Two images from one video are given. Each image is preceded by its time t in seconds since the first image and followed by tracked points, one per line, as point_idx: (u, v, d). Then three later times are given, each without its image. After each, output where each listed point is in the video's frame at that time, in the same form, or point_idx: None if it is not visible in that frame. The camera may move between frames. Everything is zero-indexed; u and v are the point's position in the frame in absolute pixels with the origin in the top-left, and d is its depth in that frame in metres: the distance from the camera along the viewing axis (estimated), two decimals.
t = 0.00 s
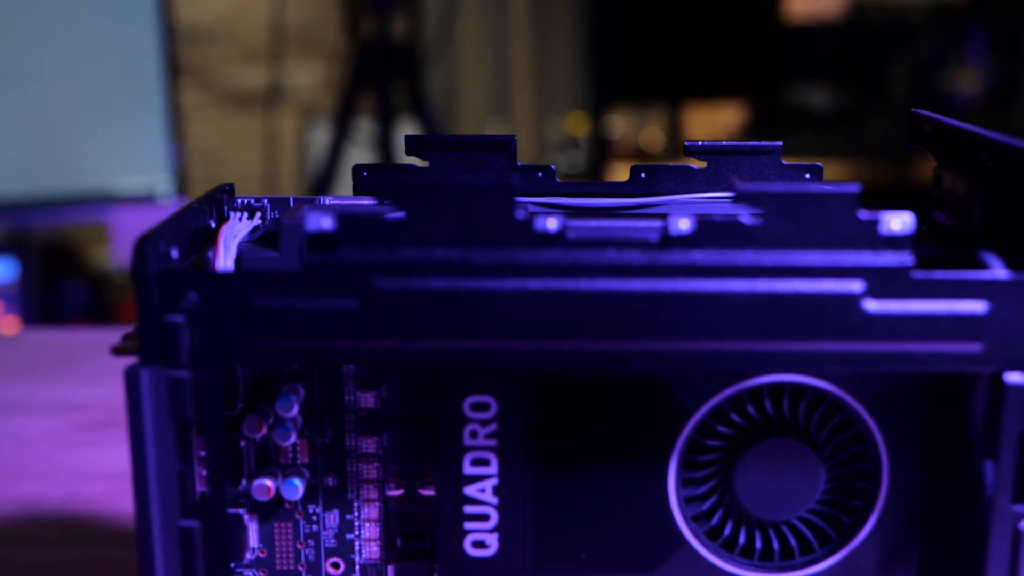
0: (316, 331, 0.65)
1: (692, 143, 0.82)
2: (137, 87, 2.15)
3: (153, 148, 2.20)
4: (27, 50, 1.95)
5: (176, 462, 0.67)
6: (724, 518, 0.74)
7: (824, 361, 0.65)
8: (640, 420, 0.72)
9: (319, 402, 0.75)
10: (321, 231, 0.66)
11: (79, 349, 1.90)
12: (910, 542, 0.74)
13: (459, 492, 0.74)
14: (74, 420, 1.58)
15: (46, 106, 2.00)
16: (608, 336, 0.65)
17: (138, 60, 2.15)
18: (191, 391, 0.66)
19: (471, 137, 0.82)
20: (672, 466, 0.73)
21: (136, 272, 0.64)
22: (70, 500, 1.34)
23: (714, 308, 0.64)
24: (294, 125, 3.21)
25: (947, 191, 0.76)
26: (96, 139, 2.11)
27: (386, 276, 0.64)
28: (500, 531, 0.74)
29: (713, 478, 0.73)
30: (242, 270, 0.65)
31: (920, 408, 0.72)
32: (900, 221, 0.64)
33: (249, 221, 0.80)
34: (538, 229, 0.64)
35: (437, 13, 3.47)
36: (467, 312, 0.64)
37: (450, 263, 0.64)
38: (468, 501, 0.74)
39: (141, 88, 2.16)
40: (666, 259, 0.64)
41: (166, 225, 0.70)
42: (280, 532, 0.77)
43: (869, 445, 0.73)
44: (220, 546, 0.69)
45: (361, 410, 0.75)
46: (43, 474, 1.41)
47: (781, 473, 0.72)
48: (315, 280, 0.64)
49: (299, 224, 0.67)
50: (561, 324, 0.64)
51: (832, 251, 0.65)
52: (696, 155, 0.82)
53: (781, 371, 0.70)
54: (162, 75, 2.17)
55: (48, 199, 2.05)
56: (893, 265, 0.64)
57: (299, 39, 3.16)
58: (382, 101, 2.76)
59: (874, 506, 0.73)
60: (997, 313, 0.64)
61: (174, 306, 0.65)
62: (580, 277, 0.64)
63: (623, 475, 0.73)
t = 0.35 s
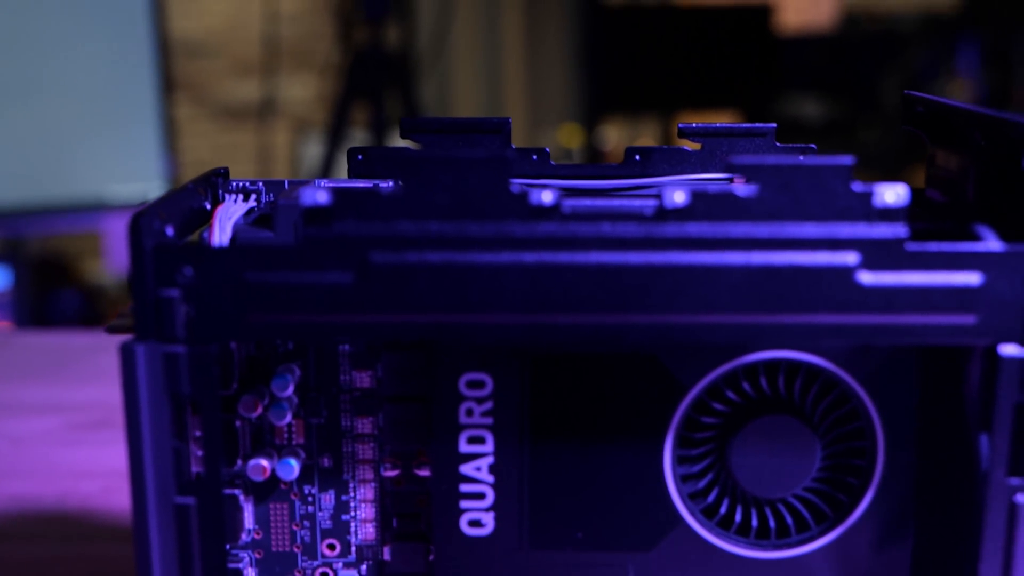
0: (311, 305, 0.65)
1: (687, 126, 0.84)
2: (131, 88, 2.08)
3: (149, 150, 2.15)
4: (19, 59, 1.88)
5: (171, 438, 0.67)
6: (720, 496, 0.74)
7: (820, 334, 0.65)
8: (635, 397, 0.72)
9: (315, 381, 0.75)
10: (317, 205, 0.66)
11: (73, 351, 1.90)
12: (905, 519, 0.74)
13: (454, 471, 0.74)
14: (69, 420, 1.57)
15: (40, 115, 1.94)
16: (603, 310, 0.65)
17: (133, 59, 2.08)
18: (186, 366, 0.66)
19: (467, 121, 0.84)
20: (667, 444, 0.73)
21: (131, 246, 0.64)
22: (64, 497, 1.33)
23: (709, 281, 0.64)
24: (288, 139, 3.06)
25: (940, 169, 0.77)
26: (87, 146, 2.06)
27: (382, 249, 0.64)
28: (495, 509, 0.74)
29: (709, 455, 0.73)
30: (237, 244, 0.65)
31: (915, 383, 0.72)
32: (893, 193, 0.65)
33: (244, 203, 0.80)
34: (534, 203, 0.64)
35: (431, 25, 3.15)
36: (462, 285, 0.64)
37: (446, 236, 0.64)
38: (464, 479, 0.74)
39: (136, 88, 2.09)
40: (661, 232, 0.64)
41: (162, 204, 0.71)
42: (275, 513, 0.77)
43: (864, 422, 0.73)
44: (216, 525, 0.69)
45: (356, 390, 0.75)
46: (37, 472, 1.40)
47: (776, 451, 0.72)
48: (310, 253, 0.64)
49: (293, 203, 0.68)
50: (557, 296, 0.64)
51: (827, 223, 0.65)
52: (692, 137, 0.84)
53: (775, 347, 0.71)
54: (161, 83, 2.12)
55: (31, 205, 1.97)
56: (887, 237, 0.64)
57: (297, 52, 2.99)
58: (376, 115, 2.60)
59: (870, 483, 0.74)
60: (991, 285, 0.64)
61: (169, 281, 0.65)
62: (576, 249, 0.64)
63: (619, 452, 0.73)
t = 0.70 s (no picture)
0: (307, 276, 0.65)
1: (681, 105, 0.85)
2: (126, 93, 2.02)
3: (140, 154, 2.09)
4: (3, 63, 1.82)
5: (168, 411, 0.67)
6: (716, 470, 0.74)
7: (815, 301, 0.65)
8: (633, 371, 0.72)
9: (310, 358, 0.75)
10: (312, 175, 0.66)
11: (64, 353, 1.89)
12: (902, 492, 0.75)
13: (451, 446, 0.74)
14: (62, 419, 1.57)
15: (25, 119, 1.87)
16: (597, 278, 0.65)
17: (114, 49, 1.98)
18: (182, 339, 0.66)
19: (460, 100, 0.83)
20: (664, 416, 0.73)
21: (126, 219, 0.64)
22: (58, 493, 1.33)
23: (704, 248, 0.64)
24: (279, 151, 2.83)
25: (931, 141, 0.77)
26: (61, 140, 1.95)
27: (377, 220, 0.64)
28: (492, 484, 0.74)
29: (705, 428, 0.74)
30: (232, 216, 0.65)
31: (909, 353, 0.72)
32: (887, 158, 0.65)
33: (238, 182, 0.81)
34: (530, 171, 0.66)
35: (422, 24, 2.85)
36: (457, 255, 0.64)
37: (441, 205, 0.64)
38: (460, 454, 0.74)
39: (127, 89, 2.02)
40: (655, 200, 0.64)
41: (156, 179, 0.71)
42: (271, 492, 0.77)
43: (860, 393, 0.73)
44: (211, 496, 0.68)
45: (352, 365, 0.75)
46: (31, 469, 1.40)
47: (772, 422, 0.72)
48: (305, 223, 0.64)
49: (289, 177, 0.70)
50: (552, 264, 0.64)
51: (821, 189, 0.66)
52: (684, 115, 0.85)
53: (769, 318, 0.71)
54: (151, 86, 2.05)
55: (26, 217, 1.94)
56: (881, 203, 0.64)
57: (289, 64, 2.74)
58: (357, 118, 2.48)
59: (866, 455, 0.74)
60: (985, 250, 0.65)
61: (165, 252, 0.65)
62: (570, 218, 0.64)
63: (617, 426, 0.73)
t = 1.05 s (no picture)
0: (304, 249, 0.65)
1: (676, 84, 0.87)
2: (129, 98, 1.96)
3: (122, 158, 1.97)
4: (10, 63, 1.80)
5: (165, 386, 0.67)
6: (714, 446, 0.74)
7: (811, 272, 0.66)
8: (632, 348, 0.72)
9: (307, 337, 0.75)
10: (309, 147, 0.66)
11: (56, 354, 1.88)
12: (899, 467, 0.75)
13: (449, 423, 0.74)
14: (55, 418, 1.56)
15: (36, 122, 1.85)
16: (594, 250, 0.65)
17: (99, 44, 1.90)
18: (180, 314, 0.66)
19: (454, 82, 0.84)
20: (661, 392, 0.73)
21: (123, 192, 0.64)
22: (52, 488, 1.32)
23: (701, 219, 0.65)
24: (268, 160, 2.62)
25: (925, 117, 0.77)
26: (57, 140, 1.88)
27: (374, 192, 0.64)
28: (490, 461, 0.74)
29: (702, 404, 0.73)
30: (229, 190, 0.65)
31: (905, 327, 0.72)
32: (882, 128, 0.65)
33: (234, 162, 0.81)
34: (526, 143, 0.66)
35: None
36: (454, 227, 0.65)
37: (439, 177, 0.65)
38: (457, 431, 0.74)
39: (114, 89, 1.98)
40: (651, 170, 0.65)
41: (154, 156, 0.70)
42: (268, 472, 0.77)
43: (856, 368, 0.73)
44: (209, 474, 0.67)
45: (349, 343, 0.75)
46: (23, 466, 1.39)
47: (770, 397, 0.72)
48: (302, 196, 0.64)
49: (285, 159, 0.73)
50: (548, 235, 0.64)
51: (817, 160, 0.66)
52: (679, 94, 0.86)
53: (766, 292, 0.71)
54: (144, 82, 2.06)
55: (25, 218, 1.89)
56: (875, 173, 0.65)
57: (278, 77, 2.43)
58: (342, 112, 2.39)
59: (863, 431, 0.74)
60: (980, 221, 0.65)
61: (162, 226, 0.65)
62: (567, 189, 0.64)
63: (614, 402, 0.73)
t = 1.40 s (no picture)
0: (304, 219, 0.65)
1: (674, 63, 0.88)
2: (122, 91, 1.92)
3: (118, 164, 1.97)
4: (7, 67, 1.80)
5: (165, 356, 0.67)
6: (715, 419, 0.74)
7: (812, 241, 0.66)
8: (634, 321, 0.72)
9: (308, 312, 0.75)
10: (310, 117, 0.66)
11: (55, 351, 1.88)
12: (899, 441, 0.75)
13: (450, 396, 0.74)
14: (52, 413, 1.55)
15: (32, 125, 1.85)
16: (594, 219, 0.65)
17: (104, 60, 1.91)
18: (181, 284, 0.66)
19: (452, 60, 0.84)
20: (662, 364, 0.73)
21: (124, 162, 0.64)
22: (51, 480, 1.32)
23: (701, 188, 0.65)
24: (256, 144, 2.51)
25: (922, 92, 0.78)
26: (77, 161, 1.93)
27: (374, 161, 0.64)
28: (491, 435, 0.74)
29: (703, 377, 0.74)
30: (231, 160, 0.65)
31: (904, 299, 0.73)
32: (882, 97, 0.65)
33: (234, 140, 0.81)
34: (526, 112, 0.65)
35: None
36: (454, 196, 0.65)
37: (439, 146, 0.65)
38: (459, 404, 0.74)
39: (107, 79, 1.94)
40: (651, 139, 0.65)
41: (160, 129, 0.70)
42: (269, 448, 0.77)
43: (856, 341, 0.74)
44: (209, 445, 0.68)
45: (349, 318, 0.75)
46: (21, 458, 1.39)
47: (770, 369, 0.72)
48: (303, 165, 0.64)
49: (287, 134, 0.73)
50: (549, 204, 0.64)
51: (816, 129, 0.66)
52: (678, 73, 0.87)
53: (766, 264, 0.71)
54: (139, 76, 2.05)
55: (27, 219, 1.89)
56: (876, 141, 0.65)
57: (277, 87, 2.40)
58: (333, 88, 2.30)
59: (863, 403, 0.74)
60: (980, 189, 0.65)
61: (163, 196, 0.65)
62: (568, 157, 0.65)
63: (615, 376, 0.73)
